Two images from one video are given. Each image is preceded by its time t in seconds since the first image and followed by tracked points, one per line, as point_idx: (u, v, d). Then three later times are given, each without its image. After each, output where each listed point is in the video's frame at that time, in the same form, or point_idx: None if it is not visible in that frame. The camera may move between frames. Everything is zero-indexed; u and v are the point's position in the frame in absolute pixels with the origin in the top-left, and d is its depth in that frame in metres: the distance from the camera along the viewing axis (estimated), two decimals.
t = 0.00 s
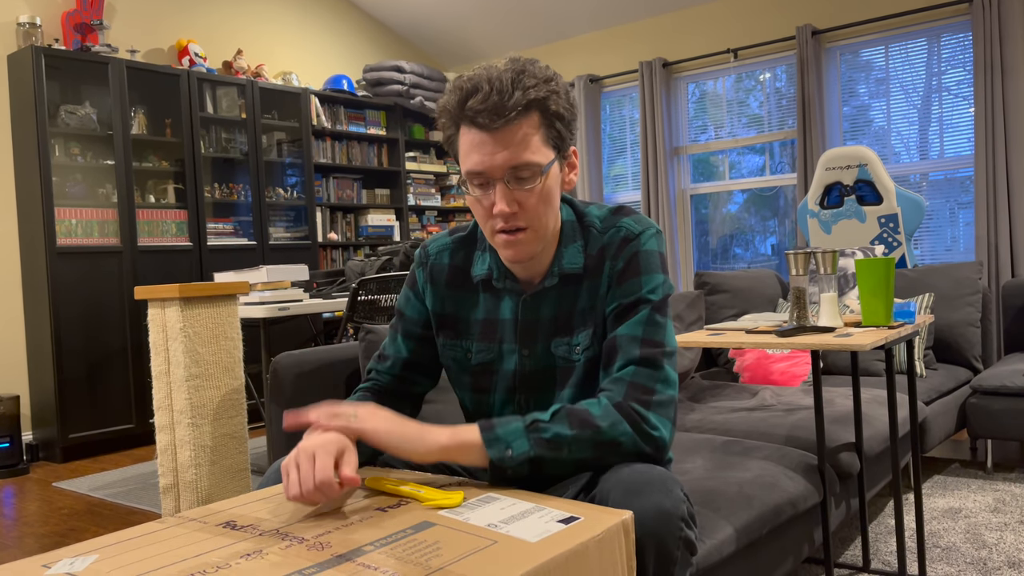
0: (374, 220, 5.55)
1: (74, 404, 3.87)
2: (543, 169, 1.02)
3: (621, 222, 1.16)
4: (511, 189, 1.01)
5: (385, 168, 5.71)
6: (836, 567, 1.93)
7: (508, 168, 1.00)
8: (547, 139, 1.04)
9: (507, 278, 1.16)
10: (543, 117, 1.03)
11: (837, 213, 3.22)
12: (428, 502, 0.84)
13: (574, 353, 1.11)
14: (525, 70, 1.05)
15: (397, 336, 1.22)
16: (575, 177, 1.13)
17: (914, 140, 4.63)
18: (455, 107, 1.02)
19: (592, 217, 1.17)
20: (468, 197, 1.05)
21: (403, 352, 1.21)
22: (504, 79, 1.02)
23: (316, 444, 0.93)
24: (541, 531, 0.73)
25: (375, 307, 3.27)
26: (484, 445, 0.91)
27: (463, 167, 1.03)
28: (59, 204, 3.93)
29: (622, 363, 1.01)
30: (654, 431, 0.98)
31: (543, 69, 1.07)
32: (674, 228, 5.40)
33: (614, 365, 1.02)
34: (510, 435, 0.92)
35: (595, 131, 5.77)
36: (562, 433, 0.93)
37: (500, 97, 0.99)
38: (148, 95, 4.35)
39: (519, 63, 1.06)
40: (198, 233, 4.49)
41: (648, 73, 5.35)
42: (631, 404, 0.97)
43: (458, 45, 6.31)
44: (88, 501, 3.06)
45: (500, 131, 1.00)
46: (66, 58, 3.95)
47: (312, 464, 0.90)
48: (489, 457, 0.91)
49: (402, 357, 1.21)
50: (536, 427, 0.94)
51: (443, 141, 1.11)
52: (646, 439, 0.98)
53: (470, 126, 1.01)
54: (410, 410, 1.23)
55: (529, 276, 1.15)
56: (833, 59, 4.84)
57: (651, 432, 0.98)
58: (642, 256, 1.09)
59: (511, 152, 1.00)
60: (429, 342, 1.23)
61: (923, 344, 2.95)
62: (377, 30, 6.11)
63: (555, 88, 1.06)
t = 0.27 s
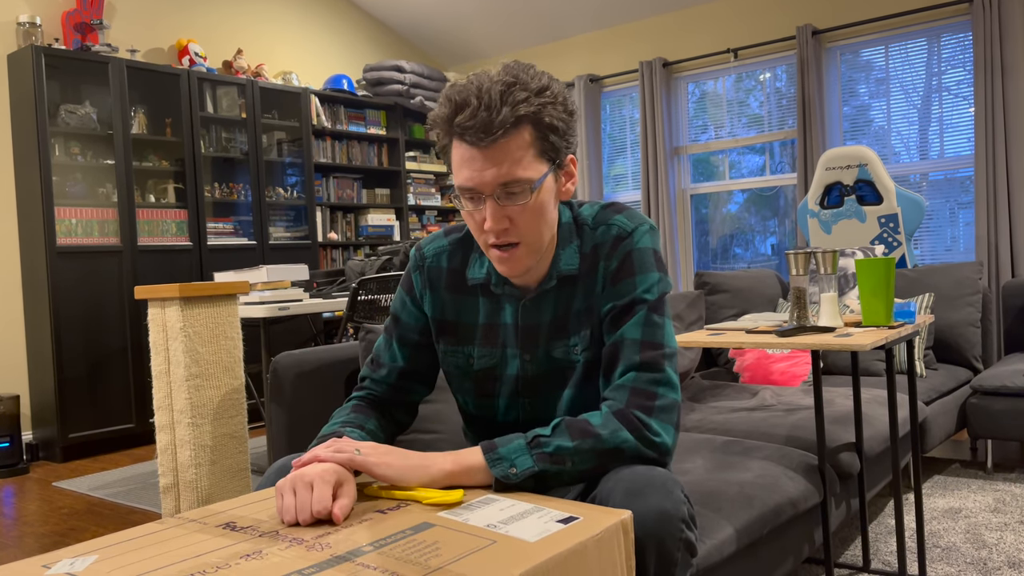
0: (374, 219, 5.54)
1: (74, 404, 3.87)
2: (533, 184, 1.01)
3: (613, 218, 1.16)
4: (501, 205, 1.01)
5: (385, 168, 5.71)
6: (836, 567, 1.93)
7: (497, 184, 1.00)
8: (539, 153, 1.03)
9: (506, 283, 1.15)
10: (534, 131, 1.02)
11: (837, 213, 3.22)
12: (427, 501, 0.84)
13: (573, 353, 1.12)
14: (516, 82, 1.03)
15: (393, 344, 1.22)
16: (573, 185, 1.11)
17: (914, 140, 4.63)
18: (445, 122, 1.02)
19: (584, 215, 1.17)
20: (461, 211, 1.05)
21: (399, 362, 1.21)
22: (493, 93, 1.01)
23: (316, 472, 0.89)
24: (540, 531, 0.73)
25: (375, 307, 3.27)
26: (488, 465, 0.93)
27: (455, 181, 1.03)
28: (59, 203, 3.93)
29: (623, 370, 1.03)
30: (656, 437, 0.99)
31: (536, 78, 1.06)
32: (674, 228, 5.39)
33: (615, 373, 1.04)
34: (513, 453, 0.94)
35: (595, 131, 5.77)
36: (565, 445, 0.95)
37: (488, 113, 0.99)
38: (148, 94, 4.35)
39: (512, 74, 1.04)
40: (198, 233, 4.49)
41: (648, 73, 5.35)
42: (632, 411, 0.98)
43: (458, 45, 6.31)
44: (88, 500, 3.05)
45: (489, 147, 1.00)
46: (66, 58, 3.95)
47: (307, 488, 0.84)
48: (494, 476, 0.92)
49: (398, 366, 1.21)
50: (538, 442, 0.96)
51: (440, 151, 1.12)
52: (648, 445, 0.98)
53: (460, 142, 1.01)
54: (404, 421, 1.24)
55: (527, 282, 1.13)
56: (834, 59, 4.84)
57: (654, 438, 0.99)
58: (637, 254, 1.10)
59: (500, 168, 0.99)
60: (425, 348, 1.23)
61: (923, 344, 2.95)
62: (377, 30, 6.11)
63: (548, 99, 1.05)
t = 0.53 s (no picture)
0: (374, 219, 5.54)
1: (74, 404, 3.87)
2: (521, 187, 1.01)
3: (601, 216, 1.16)
4: (488, 209, 1.01)
5: (385, 168, 5.71)
6: (836, 567, 1.93)
7: (484, 187, 1.00)
8: (527, 156, 1.02)
9: (501, 283, 1.15)
10: (522, 134, 1.02)
11: (837, 213, 3.22)
12: (427, 502, 0.84)
13: (565, 352, 1.12)
14: (503, 84, 1.03)
15: (390, 346, 1.22)
16: (566, 187, 1.11)
17: (914, 140, 4.63)
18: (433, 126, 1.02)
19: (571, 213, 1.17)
20: (452, 213, 1.06)
21: (398, 364, 1.21)
22: (479, 97, 1.01)
23: (316, 473, 0.88)
24: (540, 531, 0.73)
25: (375, 307, 3.27)
26: (488, 465, 0.93)
27: (444, 184, 1.04)
28: (59, 203, 3.93)
29: (620, 372, 1.03)
30: (656, 438, 0.99)
31: (525, 80, 1.05)
32: (674, 228, 5.39)
33: (613, 375, 1.04)
34: (512, 454, 0.94)
35: (595, 131, 5.77)
36: (564, 445, 0.95)
37: (472, 117, 0.98)
38: (148, 94, 4.35)
39: (499, 76, 1.04)
40: (198, 233, 4.49)
41: (648, 73, 5.35)
42: (630, 413, 0.98)
43: (458, 45, 6.30)
44: (88, 500, 3.05)
45: (474, 151, 1.00)
46: (66, 58, 3.95)
47: (306, 490, 0.84)
48: (494, 476, 0.92)
49: (396, 368, 1.21)
50: (537, 443, 0.96)
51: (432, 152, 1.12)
52: (648, 446, 0.98)
53: (447, 146, 1.01)
54: (404, 424, 1.24)
55: (521, 281, 1.13)
56: (833, 59, 4.83)
57: (653, 440, 0.98)
58: (626, 254, 1.10)
59: (487, 172, 1.00)
60: (423, 347, 1.23)
61: (923, 344, 2.95)
62: (377, 30, 6.11)
63: (535, 101, 1.04)
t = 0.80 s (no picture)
0: (374, 219, 5.54)
1: (74, 404, 3.87)
2: (508, 186, 1.01)
3: (598, 216, 1.16)
4: (477, 208, 1.01)
5: (385, 168, 5.71)
6: (837, 566, 1.93)
7: (471, 187, 1.00)
8: (514, 155, 1.02)
9: (497, 282, 1.15)
10: (508, 133, 1.02)
11: (837, 212, 3.21)
12: (426, 502, 0.84)
13: (562, 352, 1.12)
14: (489, 84, 1.03)
15: (390, 344, 1.22)
16: (557, 186, 1.11)
17: (914, 139, 4.62)
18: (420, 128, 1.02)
19: (568, 213, 1.17)
20: (442, 214, 1.06)
21: (397, 362, 1.21)
22: (464, 97, 1.01)
23: (316, 474, 0.88)
24: (539, 531, 0.73)
25: (375, 307, 3.27)
26: (486, 465, 0.93)
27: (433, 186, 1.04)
28: (59, 204, 3.93)
29: (618, 372, 1.03)
30: (655, 437, 0.99)
31: (512, 80, 1.06)
32: (674, 228, 5.39)
33: (611, 374, 1.04)
34: (512, 453, 0.94)
35: (595, 130, 5.77)
36: (564, 444, 0.95)
37: (457, 117, 0.99)
38: (147, 94, 4.35)
39: (485, 77, 1.04)
40: (198, 233, 4.49)
41: (647, 72, 5.35)
42: (629, 412, 0.98)
43: (458, 45, 6.31)
44: (88, 500, 3.06)
45: (461, 151, 1.00)
46: (66, 58, 3.95)
47: (306, 490, 0.84)
48: (493, 475, 0.92)
49: (396, 368, 1.21)
50: (537, 442, 0.96)
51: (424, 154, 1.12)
52: (647, 446, 0.98)
53: (435, 147, 1.01)
54: (405, 424, 1.24)
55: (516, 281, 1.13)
56: (833, 59, 4.83)
57: (652, 439, 0.98)
58: (622, 254, 1.10)
59: (473, 171, 1.00)
60: (422, 347, 1.23)
61: (923, 343, 2.95)
62: (377, 30, 6.11)
63: (523, 100, 1.04)
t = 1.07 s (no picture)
0: (374, 219, 5.54)
1: (74, 405, 3.87)
2: (502, 182, 1.01)
3: (595, 216, 1.16)
4: (471, 205, 1.01)
5: (385, 168, 5.71)
6: (836, 566, 1.93)
7: (465, 184, 1.00)
8: (508, 151, 1.02)
9: (495, 281, 1.15)
10: (502, 130, 1.02)
11: (837, 211, 3.21)
12: (427, 502, 0.84)
13: (560, 352, 1.12)
14: (483, 83, 1.03)
15: (389, 344, 1.22)
16: (552, 184, 1.10)
17: (914, 138, 4.62)
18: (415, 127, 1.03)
19: (566, 213, 1.17)
20: (438, 213, 1.06)
21: (396, 362, 1.21)
22: (457, 95, 1.01)
23: (317, 474, 0.88)
24: (539, 530, 0.73)
25: (375, 307, 3.27)
26: (486, 464, 0.93)
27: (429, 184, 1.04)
28: (59, 204, 3.93)
29: (617, 372, 1.03)
30: (654, 437, 0.99)
31: (506, 78, 1.06)
32: (674, 228, 5.39)
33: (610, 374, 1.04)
34: (511, 453, 0.94)
35: (595, 130, 5.77)
36: (563, 443, 0.96)
37: (450, 115, 0.99)
38: (147, 95, 4.35)
39: (479, 75, 1.05)
40: (198, 233, 4.50)
41: (647, 72, 5.35)
42: (629, 411, 0.98)
43: (458, 45, 6.31)
44: (88, 501, 3.06)
45: (454, 149, 1.00)
46: (66, 59, 3.95)
47: (306, 490, 0.84)
48: (492, 474, 0.92)
49: (395, 367, 1.21)
50: (536, 441, 0.96)
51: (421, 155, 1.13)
52: (647, 445, 0.98)
53: (430, 145, 1.02)
54: (405, 423, 1.24)
55: (512, 279, 1.13)
56: (833, 58, 4.83)
57: (651, 439, 0.98)
58: (620, 254, 1.10)
59: (467, 168, 1.00)
60: (421, 347, 1.23)
61: (923, 342, 2.95)
62: (377, 30, 6.11)
63: (517, 98, 1.05)
